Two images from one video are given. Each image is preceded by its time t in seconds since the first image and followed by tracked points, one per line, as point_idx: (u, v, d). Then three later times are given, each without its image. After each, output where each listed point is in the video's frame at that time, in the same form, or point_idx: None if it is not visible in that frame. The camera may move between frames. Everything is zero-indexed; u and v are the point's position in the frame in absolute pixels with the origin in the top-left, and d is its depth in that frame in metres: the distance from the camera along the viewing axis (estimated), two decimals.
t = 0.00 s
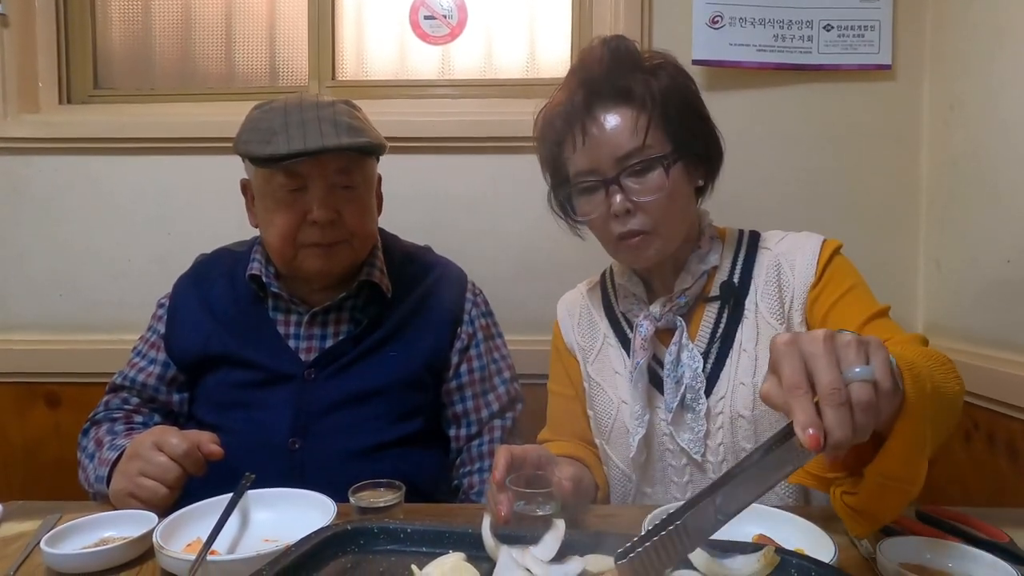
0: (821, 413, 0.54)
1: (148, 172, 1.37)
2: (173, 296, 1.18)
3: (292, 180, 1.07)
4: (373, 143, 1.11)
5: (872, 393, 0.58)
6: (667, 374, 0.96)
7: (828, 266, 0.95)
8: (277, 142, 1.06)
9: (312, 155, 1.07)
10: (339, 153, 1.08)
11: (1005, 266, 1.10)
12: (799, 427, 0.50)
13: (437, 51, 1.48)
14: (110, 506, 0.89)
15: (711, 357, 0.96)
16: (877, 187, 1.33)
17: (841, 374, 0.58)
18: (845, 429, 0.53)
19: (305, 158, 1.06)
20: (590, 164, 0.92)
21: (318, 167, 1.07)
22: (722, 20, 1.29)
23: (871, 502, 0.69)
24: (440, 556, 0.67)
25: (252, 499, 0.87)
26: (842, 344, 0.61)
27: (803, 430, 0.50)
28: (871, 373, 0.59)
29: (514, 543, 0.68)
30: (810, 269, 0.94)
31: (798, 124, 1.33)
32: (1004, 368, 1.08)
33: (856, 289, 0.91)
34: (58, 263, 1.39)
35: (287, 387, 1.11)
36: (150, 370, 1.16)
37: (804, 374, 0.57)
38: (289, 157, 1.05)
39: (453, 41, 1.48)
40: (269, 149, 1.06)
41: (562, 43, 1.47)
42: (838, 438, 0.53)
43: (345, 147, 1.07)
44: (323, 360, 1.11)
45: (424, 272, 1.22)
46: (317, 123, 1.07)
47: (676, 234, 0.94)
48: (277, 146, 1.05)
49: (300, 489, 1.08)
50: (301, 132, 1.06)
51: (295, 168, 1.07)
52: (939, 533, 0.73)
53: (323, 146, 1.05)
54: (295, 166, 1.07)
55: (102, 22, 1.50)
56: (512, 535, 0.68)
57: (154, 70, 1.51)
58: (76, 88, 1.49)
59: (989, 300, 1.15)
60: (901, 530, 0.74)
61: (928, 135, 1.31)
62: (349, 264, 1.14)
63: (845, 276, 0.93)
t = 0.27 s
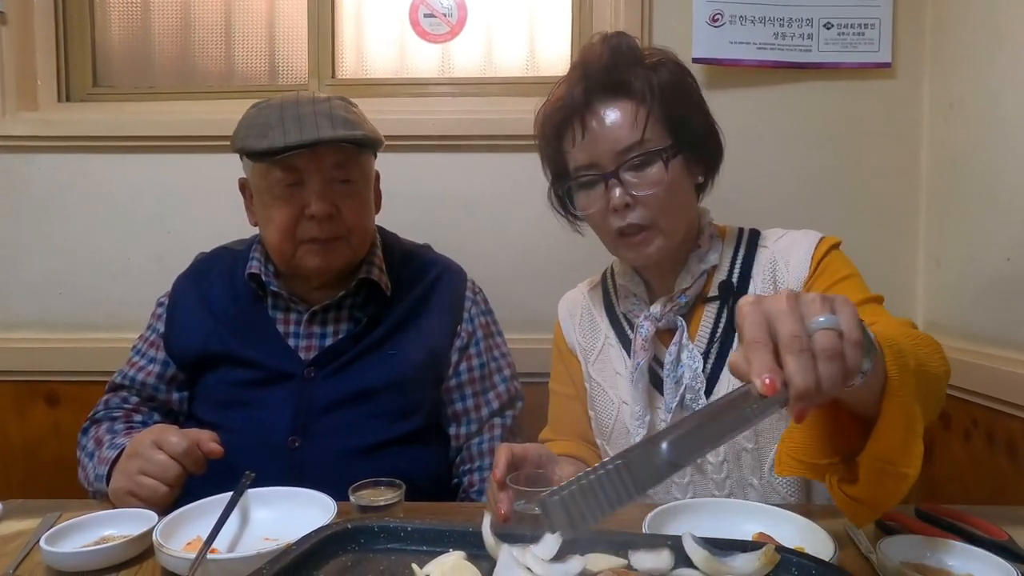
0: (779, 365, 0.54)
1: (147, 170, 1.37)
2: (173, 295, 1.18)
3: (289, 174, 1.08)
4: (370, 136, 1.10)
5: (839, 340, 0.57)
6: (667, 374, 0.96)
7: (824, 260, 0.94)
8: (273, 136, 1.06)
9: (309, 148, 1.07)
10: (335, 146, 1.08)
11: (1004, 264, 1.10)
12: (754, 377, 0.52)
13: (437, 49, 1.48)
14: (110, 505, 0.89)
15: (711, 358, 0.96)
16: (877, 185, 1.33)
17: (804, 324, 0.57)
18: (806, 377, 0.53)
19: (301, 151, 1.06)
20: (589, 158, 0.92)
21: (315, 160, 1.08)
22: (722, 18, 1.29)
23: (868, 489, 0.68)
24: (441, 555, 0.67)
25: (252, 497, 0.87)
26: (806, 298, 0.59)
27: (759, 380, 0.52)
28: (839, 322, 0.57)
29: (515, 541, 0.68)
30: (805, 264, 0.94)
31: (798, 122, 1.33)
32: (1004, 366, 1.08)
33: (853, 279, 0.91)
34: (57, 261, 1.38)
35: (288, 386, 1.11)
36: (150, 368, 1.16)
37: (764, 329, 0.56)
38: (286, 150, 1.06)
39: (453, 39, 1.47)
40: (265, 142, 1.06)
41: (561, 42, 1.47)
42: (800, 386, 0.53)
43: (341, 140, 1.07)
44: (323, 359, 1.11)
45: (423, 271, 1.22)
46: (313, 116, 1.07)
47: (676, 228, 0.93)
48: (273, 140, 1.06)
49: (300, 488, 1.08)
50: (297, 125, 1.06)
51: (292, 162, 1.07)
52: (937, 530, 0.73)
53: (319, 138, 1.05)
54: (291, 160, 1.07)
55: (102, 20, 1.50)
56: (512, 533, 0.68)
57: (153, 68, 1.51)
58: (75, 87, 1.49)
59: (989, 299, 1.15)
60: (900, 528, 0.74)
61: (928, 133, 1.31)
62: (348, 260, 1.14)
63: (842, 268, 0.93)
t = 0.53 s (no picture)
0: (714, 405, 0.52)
1: (147, 168, 1.37)
2: (173, 293, 1.18)
3: (287, 169, 1.08)
4: (368, 131, 1.10)
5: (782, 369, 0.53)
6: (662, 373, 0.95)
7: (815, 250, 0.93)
8: (271, 131, 1.06)
9: (306, 143, 1.07)
10: (333, 140, 1.08)
11: (1004, 263, 1.10)
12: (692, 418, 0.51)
13: (437, 48, 1.48)
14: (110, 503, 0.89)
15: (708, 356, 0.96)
16: (877, 183, 1.33)
17: (738, 356, 0.54)
18: (744, 416, 0.51)
19: (298, 145, 1.06)
20: (586, 154, 0.92)
21: (313, 155, 1.08)
22: (722, 17, 1.29)
23: (846, 487, 0.69)
24: (441, 553, 0.67)
25: (252, 496, 0.87)
26: (740, 325, 0.56)
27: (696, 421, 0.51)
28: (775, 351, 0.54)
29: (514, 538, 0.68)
30: (794, 260, 0.93)
31: (797, 121, 1.33)
32: (1004, 365, 1.08)
33: (842, 268, 0.89)
34: (57, 259, 1.38)
35: (287, 384, 1.11)
36: (150, 367, 1.16)
37: (699, 364, 0.54)
38: (283, 144, 1.06)
39: (453, 37, 1.47)
40: (263, 137, 1.06)
41: (561, 40, 1.47)
42: (739, 427, 0.51)
43: (339, 134, 1.07)
44: (323, 358, 1.11)
45: (424, 269, 1.22)
46: (310, 111, 1.07)
47: (673, 224, 0.93)
48: (271, 135, 1.06)
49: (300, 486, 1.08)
50: (294, 120, 1.06)
51: (290, 157, 1.07)
52: (936, 528, 0.73)
53: (316, 132, 1.05)
54: (289, 155, 1.07)
55: (102, 18, 1.50)
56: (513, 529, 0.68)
57: (153, 66, 1.51)
58: (75, 85, 1.49)
59: (989, 297, 1.15)
60: (899, 526, 0.74)
61: (928, 132, 1.31)
62: (348, 256, 1.14)
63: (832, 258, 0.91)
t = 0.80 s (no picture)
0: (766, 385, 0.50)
1: (146, 167, 1.37)
2: (172, 291, 1.18)
3: (284, 165, 1.08)
4: (365, 127, 1.10)
5: (827, 351, 0.54)
6: (660, 374, 0.95)
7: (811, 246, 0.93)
8: (268, 126, 1.06)
9: (303, 138, 1.07)
10: (330, 136, 1.08)
11: (1003, 261, 1.10)
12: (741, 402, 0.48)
13: (436, 46, 1.48)
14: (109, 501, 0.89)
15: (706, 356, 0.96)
16: (876, 182, 1.33)
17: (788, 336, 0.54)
18: (795, 401, 0.50)
19: (295, 141, 1.06)
20: (573, 156, 0.93)
21: (310, 151, 1.08)
22: (721, 15, 1.29)
23: (844, 473, 0.68)
24: (439, 551, 0.67)
25: (251, 494, 0.87)
26: (787, 302, 0.57)
27: (747, 405, 0.48)
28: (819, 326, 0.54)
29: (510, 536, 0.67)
30: (789, 257, 0.93)
31: (796, 119, 1.33)
32: (1002, 363, 1.08)
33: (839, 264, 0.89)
34: (56, 258, 1.38)
35: (287, 383, 1.11)
36: (149, 365, 1.16)
37: (744, 345, 0.53)
38: (279, 140, 1.06)
39: (452, 36, 1.47)
40: (260, 133, 1.06)
41: (560, 39, 1.47)
42: (788, 412, 0.49)
43: (336, 130, 1.07)
44: (322, 357, 1.11)
45: (422, 268, 1.22)
46: (307, 106, 1.07)
47: (659, 227, 0.92)
48: (268, 130, 1.06)
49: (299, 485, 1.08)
50: (291, 115, 1.06)
51: (287, 152, 1.07)
52: (934, 527, 0.74)
53: (312, 127, 1.05)
54: (286, 150, 1.07)
55: (100, 17, 1.50)
56: (513, 528, 0.67)
57: (151, 65, 1.51)
58: (73, 83, 1.49)
59: (988, 296, 1.14)
60: (897, 525, 0.74)
61: (927, 130, 1.31)
62: (346, 253, 1.14)
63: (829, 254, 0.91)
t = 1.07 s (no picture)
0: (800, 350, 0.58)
1: (146, 165, 1.37)
2: (173, 290, 1.18)
3: (285, 163, 1.08)
4: (366, 126, 1.10)
5: (863, 349, 0.60)
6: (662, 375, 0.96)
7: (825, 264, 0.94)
8: (269, 123, 1.06)
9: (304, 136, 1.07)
10: (330, 134, 1.08)
11: (1003, 260, 1.10)
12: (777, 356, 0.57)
13: (436, 44, 1.48)
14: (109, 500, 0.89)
15: (707, 356, 0.96)
16: (876, 180, 1.33)
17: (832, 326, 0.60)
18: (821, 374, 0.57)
19: (295, 138, 1.07)
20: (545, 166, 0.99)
21: (310, 149, 1.08)
22: (721, 14, 1.29)
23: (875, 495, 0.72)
24: (440, 549, 0.67)
25: (252, 493, 0.87)
26: (843, 304, 0.63)
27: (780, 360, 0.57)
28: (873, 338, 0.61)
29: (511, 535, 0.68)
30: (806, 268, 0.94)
31: (797, 117, 1.33)
32: (1003, 362, 1.08)
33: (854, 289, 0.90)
34: (56, 257, 1.38)
35: (287, 382, 1.11)
36: (150, 364, 1.16)
37: (795, 318, 0.61)
38: (280, 137, 1.06)
39: (452, 34, 1.47)
40: (260, 130, 1.06)
41: (560, 37, 1.46)
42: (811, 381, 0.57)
43: (336, 128, 1.07)
44: (323, 355, 1.11)
45: (421, 268, 1.21)
46: (307, 104, 1.07)
47: (615, 237, 0.95)
48: (268, 127, 1.06)
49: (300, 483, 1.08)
50: (292, 113, 1.06)
51: (287, 150, 1.08)
52: (935, 525, 0.73)
53: (313, 124, 1.05)
54: (287, 147, 1.07)
55: (100, 15, 1.50)
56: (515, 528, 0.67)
57: (151, 63, 1.51)
58: (73, 82, 1.49)
59: (988, 294, 1.15)
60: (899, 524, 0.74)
61: (927, 129, 1.31)
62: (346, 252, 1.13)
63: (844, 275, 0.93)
